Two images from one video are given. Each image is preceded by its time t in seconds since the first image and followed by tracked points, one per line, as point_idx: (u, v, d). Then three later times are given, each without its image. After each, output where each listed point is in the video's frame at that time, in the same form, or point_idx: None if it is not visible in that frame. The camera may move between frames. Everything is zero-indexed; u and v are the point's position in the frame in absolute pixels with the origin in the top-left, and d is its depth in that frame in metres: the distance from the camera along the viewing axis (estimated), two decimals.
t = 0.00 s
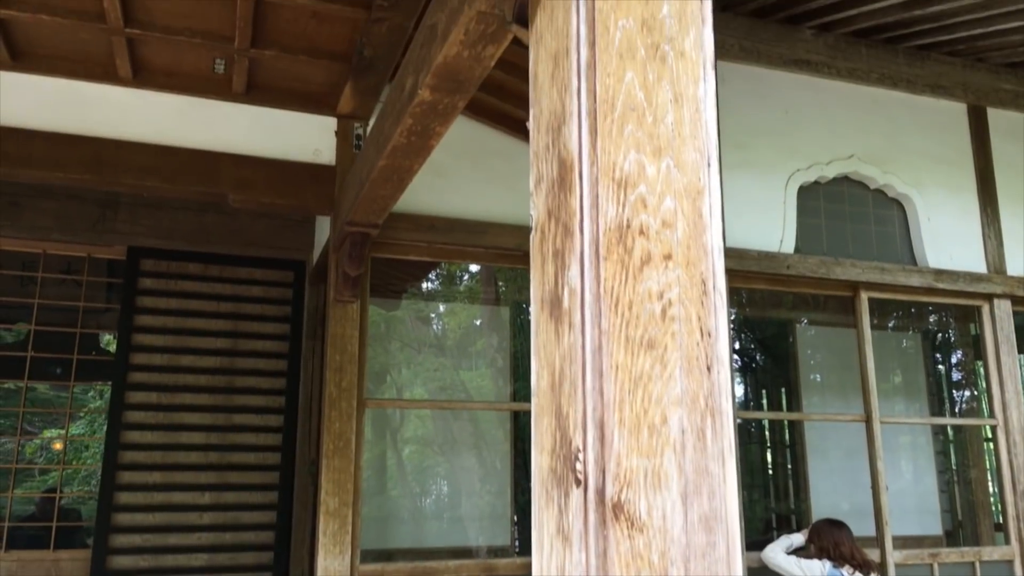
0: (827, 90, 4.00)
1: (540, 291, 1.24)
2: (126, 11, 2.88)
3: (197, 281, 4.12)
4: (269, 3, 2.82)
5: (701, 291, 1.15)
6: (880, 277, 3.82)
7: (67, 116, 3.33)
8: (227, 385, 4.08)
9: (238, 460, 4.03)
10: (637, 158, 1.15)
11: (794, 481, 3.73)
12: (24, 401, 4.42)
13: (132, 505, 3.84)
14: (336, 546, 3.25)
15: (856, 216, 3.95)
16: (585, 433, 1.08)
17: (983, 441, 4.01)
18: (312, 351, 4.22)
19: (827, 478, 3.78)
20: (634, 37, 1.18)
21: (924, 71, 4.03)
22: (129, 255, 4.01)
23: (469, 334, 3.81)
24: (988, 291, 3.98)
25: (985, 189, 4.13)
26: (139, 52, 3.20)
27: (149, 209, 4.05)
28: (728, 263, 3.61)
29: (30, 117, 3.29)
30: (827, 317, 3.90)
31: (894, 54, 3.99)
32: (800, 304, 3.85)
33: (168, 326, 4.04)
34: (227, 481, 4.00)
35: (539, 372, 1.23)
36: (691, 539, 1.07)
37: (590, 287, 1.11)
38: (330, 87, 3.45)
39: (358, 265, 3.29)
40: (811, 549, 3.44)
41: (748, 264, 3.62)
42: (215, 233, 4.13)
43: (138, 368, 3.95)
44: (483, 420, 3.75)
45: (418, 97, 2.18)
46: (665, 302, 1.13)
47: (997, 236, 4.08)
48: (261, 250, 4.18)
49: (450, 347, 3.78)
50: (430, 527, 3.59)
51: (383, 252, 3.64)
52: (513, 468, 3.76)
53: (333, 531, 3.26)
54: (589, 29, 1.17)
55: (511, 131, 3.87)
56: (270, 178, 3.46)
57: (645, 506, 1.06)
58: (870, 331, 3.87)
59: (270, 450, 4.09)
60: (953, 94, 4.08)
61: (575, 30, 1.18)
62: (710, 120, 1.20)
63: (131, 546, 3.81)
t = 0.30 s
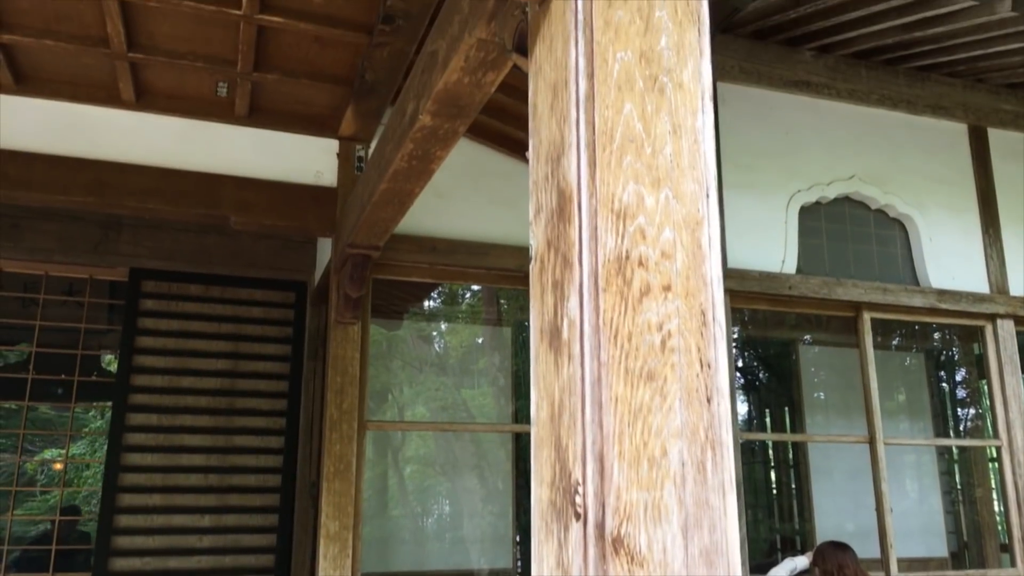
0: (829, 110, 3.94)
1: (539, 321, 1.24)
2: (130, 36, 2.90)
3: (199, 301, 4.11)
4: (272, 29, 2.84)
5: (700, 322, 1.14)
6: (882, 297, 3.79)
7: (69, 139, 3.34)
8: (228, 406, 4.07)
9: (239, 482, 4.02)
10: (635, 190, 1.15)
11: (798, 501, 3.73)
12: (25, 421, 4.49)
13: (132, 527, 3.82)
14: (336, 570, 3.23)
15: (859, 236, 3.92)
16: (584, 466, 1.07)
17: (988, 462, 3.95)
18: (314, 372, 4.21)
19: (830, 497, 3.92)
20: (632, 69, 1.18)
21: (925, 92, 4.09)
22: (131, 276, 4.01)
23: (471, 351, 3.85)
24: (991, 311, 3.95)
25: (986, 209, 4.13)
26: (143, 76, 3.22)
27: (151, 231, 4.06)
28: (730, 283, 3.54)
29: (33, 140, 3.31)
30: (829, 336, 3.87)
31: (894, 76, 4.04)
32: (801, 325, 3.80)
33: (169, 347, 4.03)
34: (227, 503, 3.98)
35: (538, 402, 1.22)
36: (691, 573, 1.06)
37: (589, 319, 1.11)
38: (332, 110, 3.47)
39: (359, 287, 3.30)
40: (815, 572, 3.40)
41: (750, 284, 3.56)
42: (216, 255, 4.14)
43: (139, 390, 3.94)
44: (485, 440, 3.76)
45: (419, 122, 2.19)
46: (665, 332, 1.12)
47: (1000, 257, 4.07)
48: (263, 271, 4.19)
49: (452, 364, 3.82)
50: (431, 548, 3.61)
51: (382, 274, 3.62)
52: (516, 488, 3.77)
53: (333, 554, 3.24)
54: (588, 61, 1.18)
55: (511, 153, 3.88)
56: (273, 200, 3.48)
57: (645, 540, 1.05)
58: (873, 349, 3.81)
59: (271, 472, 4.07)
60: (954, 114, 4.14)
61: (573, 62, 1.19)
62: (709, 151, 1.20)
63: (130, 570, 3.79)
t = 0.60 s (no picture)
0: (826, 131, 3.96)
1: (537, 351, 1.24)
2: (132, 60, 2.92)
3: (199, 322, 4.13)
4: (273, 53, 2.85)
5: (697, 353, 1.14)
6: (882, 317, 3.78)
7: (72, 162, 3.37)
8: (228, 427, 4.06)
9: (238, 504, 4.00)
10: (631, 222, 1.16)
11: (800, 520, 3.67)
12: (24, 441, 4.43)
13: (131, 550, 3.81)
14: None
15: (859, 256, 3.92)
16: (581, 499, 1.07)
17: (989, 482, 3.92)
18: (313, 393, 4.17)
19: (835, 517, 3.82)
20: (628, 101, 1.19)
21: (923, 113, 4.11)
22: (131, 297, 4.03)
23: (472, 369, 3.82)
24: (992, 331, 3.96)
25: (986, 230, 4.14)
26: (145, 99, 3.24)
27: (152, 251, 4.07)
28: (729, 303, 3.53)
29: (35, 164, 3.33)
30: (828, 355, 3.86)
31: (892, 96, 4.06)
32: (800, 344, 3.80)
33: (169, 368, 4.04)
34: (226, 525, 3.97)
35: (536, 433, 1.22)
36: None
37: (585, 351, 1.11)
38: (333, 132, 3.48)
39: (359, 309, 3.31)
40: None
41: (749, 305, 3.55)
42: (216, 274, 4.12)
43: (138, 412, 3.94)
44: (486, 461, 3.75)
45: (418, 147, 2.20)
46: (662, 364, 1.12)
47: (1000, 277, 4.08)
48: (264, 291, 4.19)
49: (452, 383, 3.79)
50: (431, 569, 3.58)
51: (382, 294, 3.64)
52: (516, 509, 3.74)
53: None
54: (585, 93, 1.19)
55: (511, 174, 3.89)
56: (275, 221, 3.49)
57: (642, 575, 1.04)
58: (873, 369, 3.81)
59: (270, 493, 4.05)
60: (952, 135, 4.16)
61: (570, 94, 1.20)
62: (705, 182, 1.21)
63: None
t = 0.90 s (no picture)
0: (826, 152, 3.97)
1: (537, 380, 1.24)
2: (135, 84, 2.94)
3: (200, 343, 4.12)
4: (275, 77, 2.88)
5: (697, 383, 1.14)
6: (883, 338, 3.78)
7: (74, 184, 3.39)
8: (227, 449, 4.05)
9: (237, 526, 3.98)
10: (631, 251, 1.16)
11: (803, 541, 3.63)
12: (23, 461, 4.38)
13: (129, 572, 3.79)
14: None
15: (859, 276, 3.92)
16: (582, 530, 1.07)
17: (992, 501, 3.91)
18: (314, 414, 4.17)
19: (836, 536, 3.84)
20: (628, 131, 1.20)
21: (921, 134, 4.13)
22: (132, 318, 4.01)
23: (473, 387, 3.79)
24: (993, 351, 3.95)
25: (986, 249, 4.14)
26: (148, 122, 3.26)
27: (153, 272, 4.08)
28: (730, 324, 3.52)
29: (38, 186, 3.35)
30: (828, 376, 3.84)
31: (890, 117, 4.08)
32: (801, 364, 3.77)
33: (168, 389, 4.03)
34: (225, 547, 3.94)
35: (536, 461, 1.22)
36: None
37: (586, 381, 1.11)
38: (334, 154, 3.50)
39: (360, 330, 3.31)
40: None
41: (750, 324, 3.54)
42: (217, 295, 4.13)
43: (138, 433, 3.93)
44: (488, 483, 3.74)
45: (419, 171, 2.21)
46: (662, 394, 1.12)
47: (1000, 296, 4.08)
48: (264, 311, 4.19)
49: (453, 402, 3.76)
50: None
51: (383, 315, 3.65)
52: (517, 530, 3.71)
53: None
54: (584, 124, 1.20)
55: (512, 196, 3.89)
56: (275, 243, 3.50)
57: None
58: (874, 389, 3.81)
59: (270, 515, 4.03)
60: (950, 155, 4.18)
61: (570, 124, 1.21)
62: (704, 212, 1.21)
63: None
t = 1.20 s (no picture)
0: (826, 170, 3.98)
1: (539, 407, 1.24)
2: (138, 105, 2.96)
3: (200, 362, 4.13)
4: (277, 98, 2.89)
5: (700, 410, 1.14)
6: (885, 356, 3.77)
7: (76, 204, 3.40)
8: (227, 468, 4.04)
9: (238, 546, 3.96)
10: (634, 277, 1.16)
11: (805, 559, 3.58)
12: (23, 480, 4.38)
13: None
14: None
15: (860, 294, 3.92)
16: (585, 559, 1.06)
17: (996, 520, 3.90)
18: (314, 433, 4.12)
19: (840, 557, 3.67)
20: (630, 157, 1.20)
21: (921, 152, 4.15)
22: (133, 338, 4.04)
23: (473, 405, 3.78)
24: (995, 369, 3.94)
25: (987, 267, 4.15)
26: (150, 142, 3.27)
27: (154, 291, 4.08)
28: (731, 342, 3.52)
29: (41, 207, 3.37)
30: (829, 394, 3.81)
31: (890, 136, 4.09)
32: (804, 381, 3.77)
33: (169, 409, 4.03)
34: (224, 567, 3.91)
35: (539, 489, 1.21)
36: None
37: (589, 409, 1.10)
38: (336, 174, 3.51)
39: (361, 349, 3.31)
40: None
41: (750, 343, 3.53)
42: (218, 313, 4.12)
43: (138, 452, 3.92)
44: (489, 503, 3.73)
45: (421, 193, 2.22)
46: (665, 421, 1.12)
47: (1001, 314, 4.08)
48: (265, 330, 4.18)
49: (454, 419, 3.75)
50: None
51: (384, 334, 3.64)
52: (518, 550, 3.69)
53: None
54: (586, 150, 1.20)
55: (514, 215, 3.89)
56: (276, 262, 3.51)
57: None
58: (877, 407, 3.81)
59: (270, 535, 4.01)
60: (950, 173, 4.19)
61: (572, 151, 1.21)
62: (706, 238, 1.21)
63: None
